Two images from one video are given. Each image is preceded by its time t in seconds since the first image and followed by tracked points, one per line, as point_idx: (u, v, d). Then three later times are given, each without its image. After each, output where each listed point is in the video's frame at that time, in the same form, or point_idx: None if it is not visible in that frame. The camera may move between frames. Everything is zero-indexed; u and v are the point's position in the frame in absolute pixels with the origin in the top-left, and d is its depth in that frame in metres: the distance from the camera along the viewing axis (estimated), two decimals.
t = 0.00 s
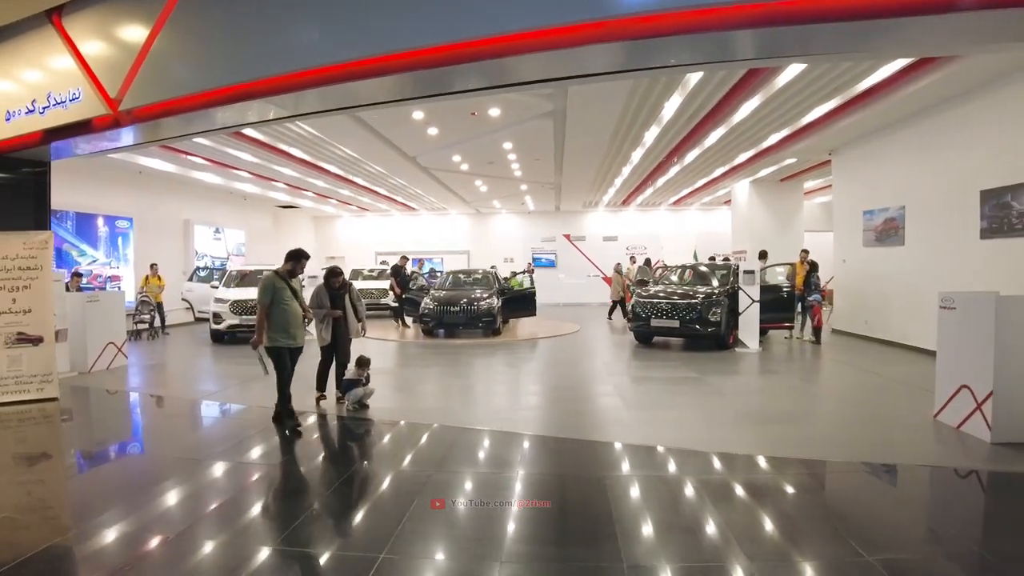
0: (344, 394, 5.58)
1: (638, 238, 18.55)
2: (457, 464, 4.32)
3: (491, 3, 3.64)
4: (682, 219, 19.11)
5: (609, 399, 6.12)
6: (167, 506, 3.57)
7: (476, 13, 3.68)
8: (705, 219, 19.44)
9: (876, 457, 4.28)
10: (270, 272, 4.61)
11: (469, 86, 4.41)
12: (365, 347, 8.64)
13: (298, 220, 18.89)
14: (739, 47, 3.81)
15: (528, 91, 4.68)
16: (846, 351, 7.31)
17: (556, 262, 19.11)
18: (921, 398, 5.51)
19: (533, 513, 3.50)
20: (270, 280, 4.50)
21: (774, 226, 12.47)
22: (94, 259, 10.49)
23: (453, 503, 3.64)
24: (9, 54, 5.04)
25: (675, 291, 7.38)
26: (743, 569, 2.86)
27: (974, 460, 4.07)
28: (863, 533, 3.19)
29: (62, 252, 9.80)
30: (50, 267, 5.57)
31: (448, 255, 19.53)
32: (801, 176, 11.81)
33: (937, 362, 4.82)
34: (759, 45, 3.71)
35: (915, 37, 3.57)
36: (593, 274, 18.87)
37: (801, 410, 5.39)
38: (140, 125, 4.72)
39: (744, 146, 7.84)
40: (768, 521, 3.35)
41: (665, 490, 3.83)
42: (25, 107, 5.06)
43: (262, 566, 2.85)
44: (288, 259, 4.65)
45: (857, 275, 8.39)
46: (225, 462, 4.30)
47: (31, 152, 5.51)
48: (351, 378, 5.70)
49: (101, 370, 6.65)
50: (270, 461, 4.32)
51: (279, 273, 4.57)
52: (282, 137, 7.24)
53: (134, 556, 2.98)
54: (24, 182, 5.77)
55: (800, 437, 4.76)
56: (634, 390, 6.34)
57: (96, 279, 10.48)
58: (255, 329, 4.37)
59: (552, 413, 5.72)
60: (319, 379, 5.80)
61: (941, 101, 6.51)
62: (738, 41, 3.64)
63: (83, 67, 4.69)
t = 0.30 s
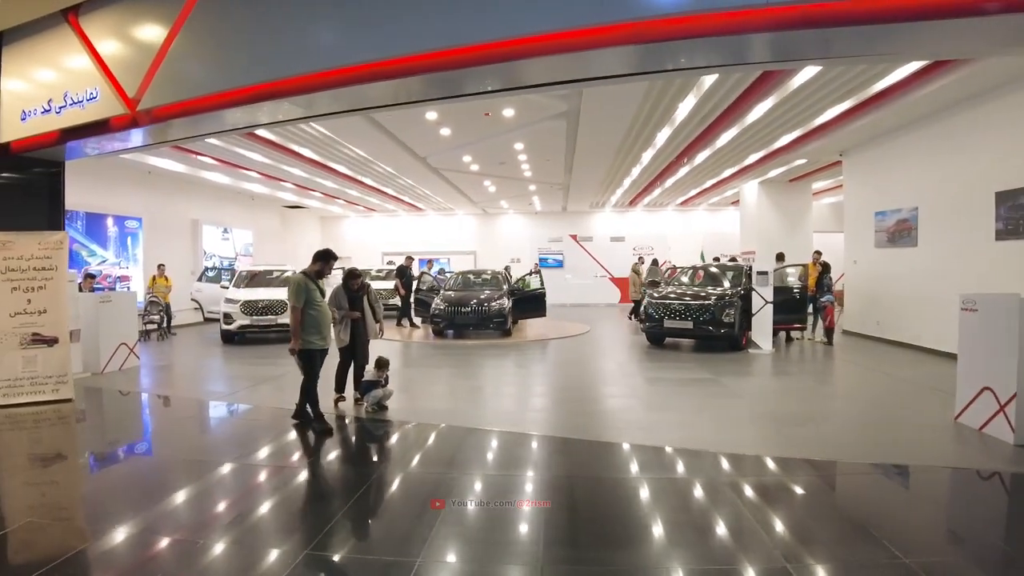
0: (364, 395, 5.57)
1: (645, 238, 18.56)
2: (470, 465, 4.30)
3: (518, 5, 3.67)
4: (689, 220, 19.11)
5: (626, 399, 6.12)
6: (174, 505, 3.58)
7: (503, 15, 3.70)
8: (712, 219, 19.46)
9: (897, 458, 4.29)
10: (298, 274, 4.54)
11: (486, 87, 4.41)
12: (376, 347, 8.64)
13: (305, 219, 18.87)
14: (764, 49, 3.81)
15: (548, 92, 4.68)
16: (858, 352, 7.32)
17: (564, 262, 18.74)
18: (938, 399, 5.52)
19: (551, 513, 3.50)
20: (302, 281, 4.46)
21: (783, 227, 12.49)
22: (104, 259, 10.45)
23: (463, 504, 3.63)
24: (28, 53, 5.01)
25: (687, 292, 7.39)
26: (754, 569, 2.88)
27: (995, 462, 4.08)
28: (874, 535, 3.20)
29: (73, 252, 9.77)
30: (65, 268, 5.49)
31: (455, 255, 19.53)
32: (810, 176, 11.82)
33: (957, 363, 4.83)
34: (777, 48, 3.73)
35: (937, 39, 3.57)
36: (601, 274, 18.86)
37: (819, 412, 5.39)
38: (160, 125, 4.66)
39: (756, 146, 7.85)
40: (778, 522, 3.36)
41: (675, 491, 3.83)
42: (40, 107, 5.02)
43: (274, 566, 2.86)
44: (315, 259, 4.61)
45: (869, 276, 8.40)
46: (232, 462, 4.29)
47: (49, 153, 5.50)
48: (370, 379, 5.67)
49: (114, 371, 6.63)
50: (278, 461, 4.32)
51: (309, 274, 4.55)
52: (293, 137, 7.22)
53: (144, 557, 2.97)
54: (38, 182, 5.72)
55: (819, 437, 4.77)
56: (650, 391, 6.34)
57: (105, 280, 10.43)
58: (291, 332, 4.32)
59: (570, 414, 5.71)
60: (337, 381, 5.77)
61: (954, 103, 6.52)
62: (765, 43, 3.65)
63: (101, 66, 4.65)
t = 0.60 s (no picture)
0: (383, 394, 5.57)
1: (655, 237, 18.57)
2: (481, 466, 4.25)
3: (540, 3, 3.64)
4: (697, 219, 19.05)
5: (643, 399, 6.10)
6: (185, 506, 3.54)
7: (525, 13, 3.67)
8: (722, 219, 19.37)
9: (919, 459, 4.26)
10: (327, 272, 4.51)
11: (503, 85, 4.39)
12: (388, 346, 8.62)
13: (314, 219, 18.89)
14: (787, 49, 3.78)
15: (566, 90, 4.66)
16: (873, 353, 7.28)
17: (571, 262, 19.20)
18: (957, 400, 5.49)
19: (565, 514, 3.48)
20: (333, 280, 4.44)
21: (793, 226, 12.45)
22: (115, 258, 10.46)
23: (474, 504, 3.60)
24: (44, 50, 5.00)
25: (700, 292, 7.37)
26: (768, 570, 2.85)
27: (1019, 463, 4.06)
28: (889, 538, 3.15)
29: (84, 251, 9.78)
30: (81, 266, 5.43)
31: (464, 255, 19.54)
32: (822, 175, 11.79)
33: (980, 364, 4.80)
34: (796, 47, 3.71)
35: (962, 37, 3.54)
36: (609, 274, 19.00)
37: (837, 412, 5.36)
38: (177, 122, 4.65)
39: (769, 146, 7.82)
40: (791, 523, 3.34)
41: (686, 491, 3.81)
42: (57, 105, 5.02)
43: (286, 566, 2.85)
44: (343, 257, 4.53)
45: (883, 276, 8.38)
46: (244, 462, 4.27)
47: (66, 152, 5.50)
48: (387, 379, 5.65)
49: (128, 371, 6.63)
50: (287, 461, 4.31)
51: (339, 273, 4.54)
52: (306, 137, 7.21)
53: (155, 557, 2.95)
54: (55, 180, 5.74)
55: (839, 438, 4.74)
56: (666, 391, 6.32)
57: (117, 279, 10.46)
58: (322, 333, 4.32)
59: (587, 414, 5.69)
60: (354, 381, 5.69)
61: (971, 102, 6.48)
62: (789, 42, 3.63)
63: (118, 64, 4.64)
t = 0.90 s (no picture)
0: (402, 391, 5.53)
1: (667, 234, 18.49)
2: (493, 465, 4.17)
3: None
4: (710, 216, 18.84)
5: (663, 396, 6.04)
6: (200, 505, 3.49)
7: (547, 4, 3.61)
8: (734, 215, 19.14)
9: (949, 456, 4.17)
10: (359, 268, 4.45)
11: (523, 79, 4.33)
12: (402, 344, 8.59)
13: (326, 217, 18.92)
14: (815, 40, 3.71)
15: (586, 84, 4.60)
16: (893, 350, 7.18)
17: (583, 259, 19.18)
18: (983, 397, 5.39)
19: (581, 512, 3.42)
20: (366, 278, 4.38)
21: (809, 222, 12.35)
22: (129, 255, 10.49)
23: (486, 503, 3.54)
24: (54, 49, 5.02)
25: (716, 288, 7.30)
26: (785, 569, 2.79)
27: None
28: (912, 538, 3.07)
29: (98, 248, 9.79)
30: (98, 263, 5.42)
31: (475, 252, 19.53)
32: (838, 171, 11.68)
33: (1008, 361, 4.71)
34: (819, 38, 3.65)
35: (996, 25, 3.45)
36: (621, 271, 18.92)
37: (862, 409, 5.28)
38: (194, 117, 4.64)
39: (786, 141, 7.72)
40: (809, 521, 3.27)
41: (700, 489, 3.75)
42: (73, 102, 5.00)
43: (300, 565, 2.80)
44: (375, 253, 4.58)
45: (902, 272, 8.27)
46: (257, 459, 4.24)
47: (82, 148, 5.48)
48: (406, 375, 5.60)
49: (143, 368, 6.62)
50: (301, 458, 4.27)
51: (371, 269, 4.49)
52: (319, 133, 7.19)
53: (169, 554, 2.92)
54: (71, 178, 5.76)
55: (864, 436, 4.65)
56: (685, 387, 6.26)
57: (132, 276, 10.45)
58: (356, 330, 4.27)
59: (608, 411, 5.63)
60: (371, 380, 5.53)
61: (994, 95, 6.37)
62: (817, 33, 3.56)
63: (135, 60, 4.61)
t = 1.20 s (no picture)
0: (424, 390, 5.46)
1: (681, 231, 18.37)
2: (507, 465, 4.11)
3: None
4: (723, 213, 18.67)
5: (683, 395, 5.97)
6: (214, 504, 3.46)
7: None
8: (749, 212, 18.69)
9: (978, 458, 4.09)
10: (397, 267, 4.45)
11: (542, 75, 4.25)
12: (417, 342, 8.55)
13: (339, 215, 18.94)
14: (840, 34, 3.63)
15: (605, 80, 4.52)
16: (914, 350, 7.08)
17: (597, 257, 19.12)
18: (1011, 398, 5.29)
19: (596, 513, 3.36)
20: (404, 276, 4.37)
21: (825, 220, 12.22)
22: (143, 254, 10.48)
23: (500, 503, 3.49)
24: (72, 45, 4.97)
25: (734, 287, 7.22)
26: (801, 570, 2.74)
27: None
28: (936, 540, 3.00)
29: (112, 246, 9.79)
30: (114, 262, 5.40)
31: (487, 250, 19.49)
32: (855, 167, 11.56)
33: None
34: (847, 32, 3.56)
35: None
36: (635, 269, 18.83)
37: (887, 410, 5.18)
38: (211, 114, 4.62)
39: (805, 138, 7.61)
40: (826, 522, 3.21)
41: (716, 489, 3.69)
42: (90, 99, 4.96)
43: (315, 565, 2.76)
44: (414, 252, 4.52)
45: (922, 271, 8.15)
46: (270, 458, 4.21)
47: (98, 146, 5.46)
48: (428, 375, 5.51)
49: (158, 368, 6.60)
50: (315, 457, 4.23)
51: (409, 268, 4.48)
52: (333, 131, 7.15)
53: (184, 553, 2.89)
54: (87, 177, 5.75)
55: (890, 436, 4.57)
56: (705, 387, 6.18)
57: (146, 274, 10.43)
58: (394, 329, 4.28)
59: (628, 411, 5.56)
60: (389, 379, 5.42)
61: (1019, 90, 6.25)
62: (845, 27, 3.49)
63: (152, 57, 4.57)
